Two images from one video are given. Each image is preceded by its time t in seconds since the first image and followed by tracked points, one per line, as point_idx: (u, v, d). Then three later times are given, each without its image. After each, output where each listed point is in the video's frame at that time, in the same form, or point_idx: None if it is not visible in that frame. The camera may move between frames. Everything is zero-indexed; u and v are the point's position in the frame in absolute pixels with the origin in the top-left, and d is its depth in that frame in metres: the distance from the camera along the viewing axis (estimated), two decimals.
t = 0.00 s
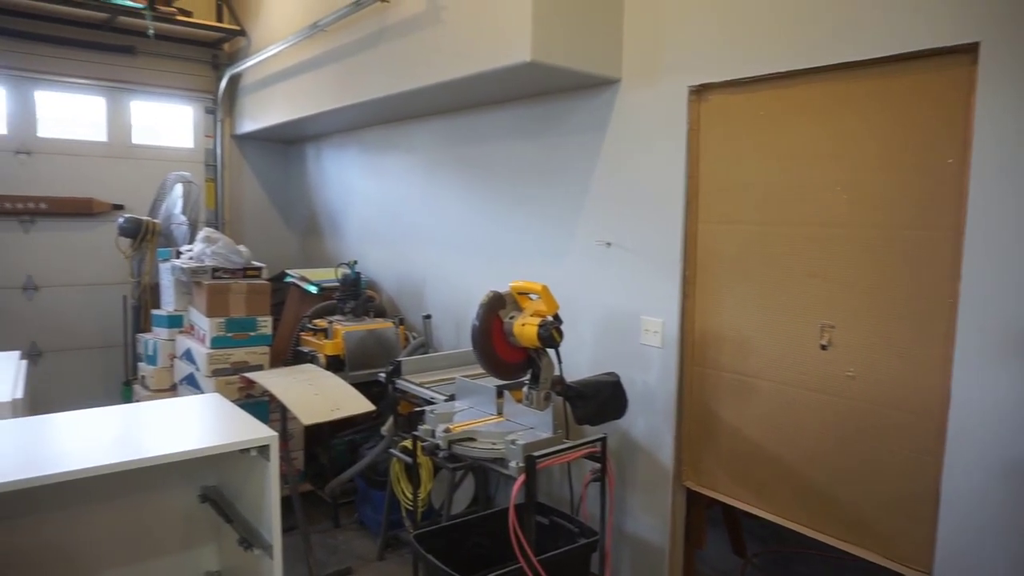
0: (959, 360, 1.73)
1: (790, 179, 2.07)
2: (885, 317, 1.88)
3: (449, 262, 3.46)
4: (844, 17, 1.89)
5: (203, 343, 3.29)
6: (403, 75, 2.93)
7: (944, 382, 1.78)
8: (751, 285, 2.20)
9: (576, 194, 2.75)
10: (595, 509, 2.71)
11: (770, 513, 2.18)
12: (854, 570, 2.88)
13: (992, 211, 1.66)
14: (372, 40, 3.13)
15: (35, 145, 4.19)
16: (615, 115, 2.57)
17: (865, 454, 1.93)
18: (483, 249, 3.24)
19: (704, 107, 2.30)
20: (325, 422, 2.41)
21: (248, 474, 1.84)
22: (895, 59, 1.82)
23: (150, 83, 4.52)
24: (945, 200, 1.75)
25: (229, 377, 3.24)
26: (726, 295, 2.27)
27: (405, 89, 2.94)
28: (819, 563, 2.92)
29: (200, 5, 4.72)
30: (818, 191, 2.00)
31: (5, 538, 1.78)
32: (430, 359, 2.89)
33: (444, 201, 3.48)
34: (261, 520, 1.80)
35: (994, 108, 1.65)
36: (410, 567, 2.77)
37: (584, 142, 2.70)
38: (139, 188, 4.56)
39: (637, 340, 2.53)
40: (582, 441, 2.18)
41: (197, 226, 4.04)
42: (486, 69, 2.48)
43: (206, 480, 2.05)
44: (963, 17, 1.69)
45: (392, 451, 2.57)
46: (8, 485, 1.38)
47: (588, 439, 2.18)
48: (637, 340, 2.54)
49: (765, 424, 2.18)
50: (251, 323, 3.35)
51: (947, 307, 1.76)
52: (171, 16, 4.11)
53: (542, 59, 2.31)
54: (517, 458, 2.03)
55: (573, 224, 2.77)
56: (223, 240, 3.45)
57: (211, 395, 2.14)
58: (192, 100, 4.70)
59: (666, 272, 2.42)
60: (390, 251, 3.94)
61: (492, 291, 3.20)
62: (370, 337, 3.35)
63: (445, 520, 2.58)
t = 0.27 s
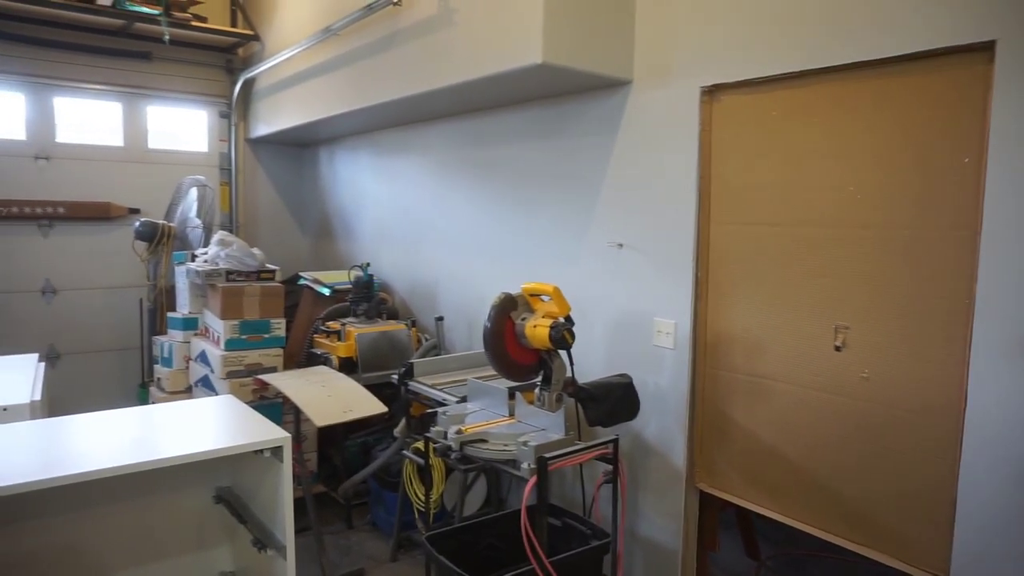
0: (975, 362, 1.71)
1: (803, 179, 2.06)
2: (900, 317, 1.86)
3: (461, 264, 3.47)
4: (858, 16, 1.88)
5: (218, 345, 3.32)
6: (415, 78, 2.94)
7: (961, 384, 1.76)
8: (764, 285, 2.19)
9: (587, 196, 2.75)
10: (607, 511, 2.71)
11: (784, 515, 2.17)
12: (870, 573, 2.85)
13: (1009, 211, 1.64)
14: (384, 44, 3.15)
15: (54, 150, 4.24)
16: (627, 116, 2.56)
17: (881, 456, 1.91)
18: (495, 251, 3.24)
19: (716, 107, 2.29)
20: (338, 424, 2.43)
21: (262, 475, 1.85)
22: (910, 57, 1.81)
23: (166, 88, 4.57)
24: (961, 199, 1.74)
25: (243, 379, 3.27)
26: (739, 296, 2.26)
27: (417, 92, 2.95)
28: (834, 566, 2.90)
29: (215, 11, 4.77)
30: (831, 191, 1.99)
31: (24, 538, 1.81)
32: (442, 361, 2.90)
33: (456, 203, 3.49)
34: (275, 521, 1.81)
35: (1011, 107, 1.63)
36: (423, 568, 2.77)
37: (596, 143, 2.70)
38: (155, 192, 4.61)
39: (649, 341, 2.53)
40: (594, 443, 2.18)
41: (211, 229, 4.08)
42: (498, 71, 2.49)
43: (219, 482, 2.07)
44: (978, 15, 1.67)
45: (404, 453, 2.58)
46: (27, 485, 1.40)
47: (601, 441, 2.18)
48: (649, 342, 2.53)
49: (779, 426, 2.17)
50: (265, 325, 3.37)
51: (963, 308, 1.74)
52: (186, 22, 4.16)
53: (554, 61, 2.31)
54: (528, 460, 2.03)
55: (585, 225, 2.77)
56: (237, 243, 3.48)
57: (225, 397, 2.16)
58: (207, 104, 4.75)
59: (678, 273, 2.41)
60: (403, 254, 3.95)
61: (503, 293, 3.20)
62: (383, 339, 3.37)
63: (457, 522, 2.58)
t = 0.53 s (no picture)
0: (978, 364, 1.70)
1: (806, 181, 2.06)
2: (902, 319, 1.86)
3: (464, 265, 3.47)
4: (861, 18, 1.88)
5: (222, 346, 3.33)
6: (419, 80, 2.95)
7: (963, 386, 1.75)
8: (767, 287, 2.19)
9: (591, 197, 2.75)
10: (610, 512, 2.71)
11: (786, 517, 2.17)
12: None
13: (1011, 213, 1.63)
14: (388, 46, 3.16)
15: (60, 152, 4.26)
16: (630, 118, 2.56)
17: (883, 458, 1.91)
18: (498, 253, 3.25)
19: (718, 109, 2.30)
20: (341, 425, 2.43)
21: (264, 475, 1.86)
22: (913, 59, 1.80)
23: (171, 90, 4.58)
24: (963, 201, 1.73)
25: (246, 380, 3.28)
26: (742, 298, 2.26)
27: (420, 94, 2.96)
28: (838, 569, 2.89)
29: (220, 13, 4.78)
30: (834, 192, 1.99)
31: (29, 537, 1.82)
32: (445, 362, 2.90)
33: (460, 205, 3.49)
34: (277, 521, 1.82)
35: (1015, 109, 1.62)
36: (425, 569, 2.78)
37: (599, 145, 2.70)
38: (160, 193, 4.63)
39: (652, 343, 2.53)
40: (596, 444, 2.18)
41: (216, 230, 4.09)
42: (501, 72, 2.50)
43: (223, 482, 2.07)
44: (981, 17, 1.67)
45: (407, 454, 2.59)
46: (33, 485, 1.41)
47: (603, 442, 2.18)
48: (652, 344, 2.53)
49: (782, 428, 2.16)
50: (269, 326, 3.38)
51: (966, 310, 1.74)
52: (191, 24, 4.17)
53: (557, 63, 2.32)
54: (530, 461, 2.04)
55: (588, 227, 2.77)
56: (241, 244, 3.49)
57: (230, 397, 2.17)
58: (212, 106, 4.76)
59: (680, 274, 2.41)
60: (406, 255, 3.96)
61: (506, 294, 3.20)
62: (386, 340, 3.37)
63: (460, 523, 2.58)
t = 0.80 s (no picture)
0: (982, 366, 1.70)
1: (809, 183, 2.06)
2: (906, 321, 1.85)
3: (468, 268, 3.48)
4: (863, 20, 1.88)
5: (226, 350, 3.34)
6: (423, 83, 2.95)
7: (968, 388, 1.75)
8: (770, 289, 2.18)
9: (594, 200, 2.75)
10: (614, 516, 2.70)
11: (790, 520, 2.16)
12: None
13: (1015, 214, 1.63)
14: (391, 50, 3.17)
15: (65, 156, 4.29)
16: (633, 121, 2.57)
17: (888, 461, 1.91)
18: (501, 255, 3.25)
19: (721, 112, 2.30)
20: (345, 428, 2.44)
21: (268, 478, 1.87)
22: (915, 61, 1.80)
23: (176, 94, 4.61)
24: (967, 202, 1.73)
25: (251, 384, 3.29)
26: (745, 300, 2.26)
27: (423, 97, 2.96)
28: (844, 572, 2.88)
29: (224, 17, 4.81)
30: (837, 194, 1.99)
31: (35, 541, 1.82)
32: (449, 365, 2.91)
33: (463, 207, 3.50)
34: (281, 524, 1.82)
35: (1017, 109, 1.62)
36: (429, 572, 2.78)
37: (602, 148, 2.70)
38: (165, 197, 4.65)
39: (655, 346, 2.52)
40: (600, 447, 2.18)
41: (220, 234, 4.10)
42: (504, 76, 2.50)
43: (227, 485, 2.08)
44: (983, 19, 1.67)
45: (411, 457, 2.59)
46: (38, 488, 1.42)
47: (606, 445, 2.18)
48: (656, 346, 2.52)
49: (785, 431, 2.16)
50: (273, 330, 3.39)
51: (970, 312, 1.74)
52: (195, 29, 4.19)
53: (559, 66, 2.32)
54: (534, 464, 2.04)
55: (591, 230, 2.77)
56: (245, 248, 3.50)
57: (234, 400, 2.18)
58: (216, 110, 4.78)
59: (683, 277, 2.41)
60: (410, 258, 3.97)
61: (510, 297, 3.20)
62: (390, 343, 3.38)
63: (464, 526, 2.59)
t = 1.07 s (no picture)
0: (983, 373, 1.70)
1: (810, 190, 2.06)
2: (908, 329, 1.85)
3: (470, 275, 3.48)
4: (863, 27, 1.89)
5: (229, 356, 3.35)
6: (425, 90, 2.97)
7: (970, 395, 1.74)
8: (772, 296, 2.18)
9: (596, 207, 2.75)
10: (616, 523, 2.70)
11: (793, 528, 2.15)
12: None
13: (1015, 222, 1.63)
14: (394, 57, 3.18)
15: (69, 163, 4.31)
16: (634, 128, 2.58)
17: (889, 468, 1.90)
18: (504, 262, 3.25)
19: (722, 119, 2.30)
20: (346, 435, 2.44)
21: (270, 486, 1.87)
22: (916, 68, 1.81)
23: (179, 102, 4.63)
24: (969, 209, 1.73)
25: (253, 390, 3.29)
26: (747, 307, 2.26)
27: (426, 105, 2.98)
28: None
29: (228, 25, 4.83)
30: (839, 201, 1.99)
31: (37, 548, 1.83)
32: (451, 372, 2.91)
33: (465, 214, 3.51)
34: (283, 531, 1.82)
35: (1019, 117, 1.62)
36: None
37: (604, 155, 2.71)
38: (168, 204, 4.67)
39: (657, 353, 2.52)
40: (602, 454, 2.18)
41: (223, 240, 4.11)
42: (506, 83, 2.51)
43: (229, 492, 2.08)
44: (983, 27, 1.67)
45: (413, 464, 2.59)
46: (40, 495, 1.42)
47: (608, 452, 2.18)
48: (657, 353, 2.52)
49: (788, 438, 2.15)
50: (275, 336, 3.40)
51: (972, 318, 1.74)
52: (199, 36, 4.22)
53: (561, 74, 2.33)
54: (535, 471, 2.04)
55: (593, 237, 2.78)
56: (248, 255, 3.51)
57: (236, 407, 2.18)
58: (219, 117, 4.81)
59: (685, 284, 2.41)
60: (412, 265, 3.98)
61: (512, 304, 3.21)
62: (392, 350, 3.38)
63: (466, 533, 2.58)
